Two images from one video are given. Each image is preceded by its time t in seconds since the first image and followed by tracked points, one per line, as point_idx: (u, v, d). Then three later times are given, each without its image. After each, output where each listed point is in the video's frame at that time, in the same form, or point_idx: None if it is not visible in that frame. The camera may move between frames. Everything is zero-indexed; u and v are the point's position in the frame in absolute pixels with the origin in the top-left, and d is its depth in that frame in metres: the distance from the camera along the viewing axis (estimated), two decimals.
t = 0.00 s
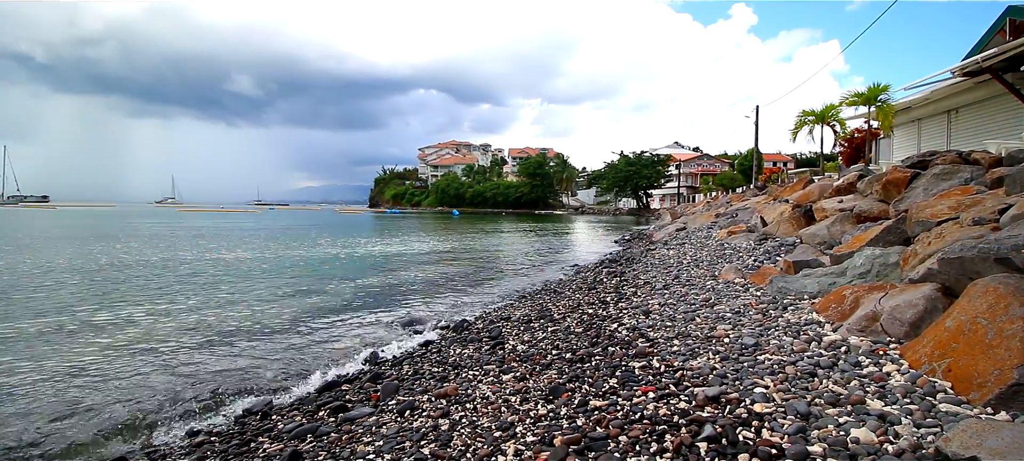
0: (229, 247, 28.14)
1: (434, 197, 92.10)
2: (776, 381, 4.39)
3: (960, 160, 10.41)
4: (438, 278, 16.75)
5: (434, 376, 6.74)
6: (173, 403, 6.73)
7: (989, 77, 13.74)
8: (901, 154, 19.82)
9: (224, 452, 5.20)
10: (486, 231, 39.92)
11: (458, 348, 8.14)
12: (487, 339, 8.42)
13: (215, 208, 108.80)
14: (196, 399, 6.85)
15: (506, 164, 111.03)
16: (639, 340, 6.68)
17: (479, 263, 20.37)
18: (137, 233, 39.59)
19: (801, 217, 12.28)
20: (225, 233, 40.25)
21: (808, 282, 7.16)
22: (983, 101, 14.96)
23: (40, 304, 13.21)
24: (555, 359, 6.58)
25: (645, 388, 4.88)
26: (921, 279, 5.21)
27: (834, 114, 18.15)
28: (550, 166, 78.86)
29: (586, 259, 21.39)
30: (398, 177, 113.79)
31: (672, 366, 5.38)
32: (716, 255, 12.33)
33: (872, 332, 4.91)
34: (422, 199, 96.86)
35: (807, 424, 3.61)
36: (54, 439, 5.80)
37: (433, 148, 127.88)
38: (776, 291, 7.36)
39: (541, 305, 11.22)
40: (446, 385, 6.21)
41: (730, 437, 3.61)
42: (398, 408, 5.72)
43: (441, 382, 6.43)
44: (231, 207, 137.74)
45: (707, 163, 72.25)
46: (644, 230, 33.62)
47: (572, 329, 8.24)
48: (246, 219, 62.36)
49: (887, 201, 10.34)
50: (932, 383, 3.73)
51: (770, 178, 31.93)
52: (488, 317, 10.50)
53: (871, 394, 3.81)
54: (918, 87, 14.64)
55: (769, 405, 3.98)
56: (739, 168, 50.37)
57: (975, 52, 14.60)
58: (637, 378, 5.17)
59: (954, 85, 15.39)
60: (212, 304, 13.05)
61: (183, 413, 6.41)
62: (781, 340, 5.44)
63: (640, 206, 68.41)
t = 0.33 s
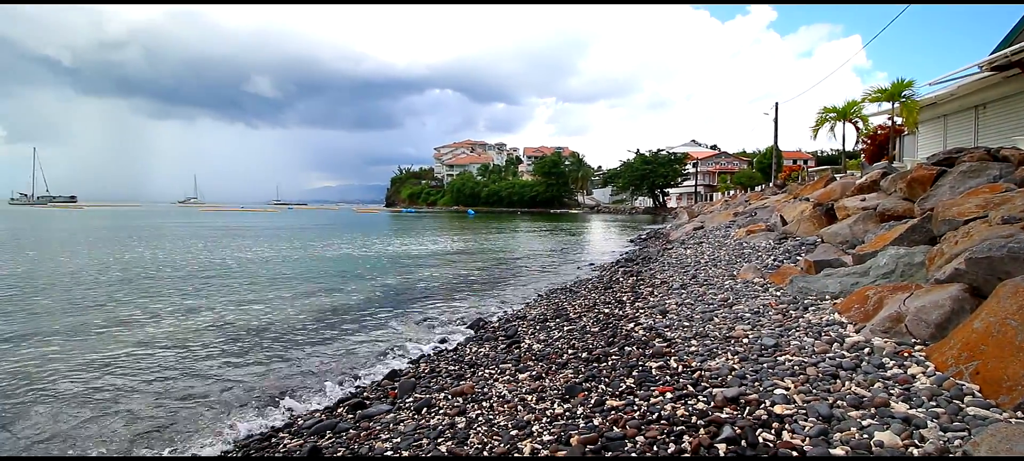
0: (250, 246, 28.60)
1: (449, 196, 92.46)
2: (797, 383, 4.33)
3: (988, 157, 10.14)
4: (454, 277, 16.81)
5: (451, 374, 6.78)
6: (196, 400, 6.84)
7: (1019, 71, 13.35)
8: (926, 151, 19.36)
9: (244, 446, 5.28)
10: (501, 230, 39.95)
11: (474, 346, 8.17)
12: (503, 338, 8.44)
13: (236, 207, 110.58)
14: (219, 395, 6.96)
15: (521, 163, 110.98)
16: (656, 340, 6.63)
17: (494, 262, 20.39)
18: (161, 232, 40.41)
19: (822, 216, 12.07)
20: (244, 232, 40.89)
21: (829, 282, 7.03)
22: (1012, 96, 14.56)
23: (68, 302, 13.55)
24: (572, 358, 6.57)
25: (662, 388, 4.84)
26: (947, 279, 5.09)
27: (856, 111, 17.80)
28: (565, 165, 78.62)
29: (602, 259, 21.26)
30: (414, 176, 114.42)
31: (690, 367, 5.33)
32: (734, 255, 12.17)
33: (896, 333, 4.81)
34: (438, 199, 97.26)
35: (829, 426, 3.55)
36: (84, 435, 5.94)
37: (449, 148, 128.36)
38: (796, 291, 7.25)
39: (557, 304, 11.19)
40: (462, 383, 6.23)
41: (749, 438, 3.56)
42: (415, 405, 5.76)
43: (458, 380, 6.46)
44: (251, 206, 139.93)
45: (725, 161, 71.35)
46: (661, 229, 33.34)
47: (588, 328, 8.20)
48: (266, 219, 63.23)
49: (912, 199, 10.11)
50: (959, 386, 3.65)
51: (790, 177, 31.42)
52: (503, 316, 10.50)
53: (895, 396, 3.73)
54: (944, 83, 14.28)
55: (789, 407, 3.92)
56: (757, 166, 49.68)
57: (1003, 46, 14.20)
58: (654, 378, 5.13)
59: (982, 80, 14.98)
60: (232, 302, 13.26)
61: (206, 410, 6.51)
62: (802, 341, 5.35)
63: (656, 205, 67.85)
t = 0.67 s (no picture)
0: (267, 244, 29.01)
1: (463, 194, 92.70)
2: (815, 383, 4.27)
3: (1015, 153, 9.88)
4: (467, 274, 16.85)
5: (464, 371, 6.81)
6: (217, 395, 6.94)
7: None
8: (949, 147, 18.93)
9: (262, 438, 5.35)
10: (514, 228, 39.94)
11: (488, 344, 8.19)
12: (516, 335, 8.45)
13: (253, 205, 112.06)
14: (239, 391, 7.06)
15: (535, 160, 110.85)
16: (670, 338, 6.59)
17: (507, 260, 20.40)
18: (180, 229, 41.12)
19: (841, 213, 11.88)
20: (261, 230, 41.47)
21: (849, 281, 6.92)
22: None
23: (92, 299, 13.86)
24: (586, 356, 6.55)
25: (677, 387, 4.81)
26: (971, 278, 4.98)
27: (877, 106, 17.46)
28: (579, 163, 78.33)
29: (616, 256, 21.15)
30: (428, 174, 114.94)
31: (706, 366, 5.28)
32: (751, 253, 12.03)
33: (918, 333, 4.71)
34: (452, 196, 97.57)
35: (848, 427, 3.51)
36: (109, 430, 6.08)
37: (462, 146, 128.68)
38: (815, 290, 7.15)
39: (570, 302, 11.17)
40: (476, 380, 6.26)
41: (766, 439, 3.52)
42: (430, 402, 5.79)
43: (472, 377, 6.48)
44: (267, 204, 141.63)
45: (741, 158, 70.45)
46: (675, 227, 33.08)
47: (602, 326, 8.18)
48: (282, 217, 63.97)
49: (935, 196, 9.90)
50: (983, 387, 3.58)
51: (808, 174, 30.97)
52: (517, 314, 10.50)
53: (917, 397, 3.67)
54: (968, 77, 13.95)
55: (808, 407, 3.87)
56: (774, 163, 49.05)
57: None
58: (669, 377, 5.10)
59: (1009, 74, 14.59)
60: (250, 299, 13.47)
61: (227, 405, 6.60)
62: (820, 340, 5.27)
63: (671, 202, 67.31)
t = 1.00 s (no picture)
0: (283, 241, 29.38)
1: (476, 192, 92.84)
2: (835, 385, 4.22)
3: None
4: (481, 272, 16.87)
5: (479, 368, 6.83)
6: (237, 390, 7.07)
7: None
8: (973, 143, 18.49)
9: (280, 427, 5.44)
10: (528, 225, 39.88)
11: (502, 341, 8.21)
12: (530, 333, 8.46)
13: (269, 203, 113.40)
14: (258, 386, 7.18)
15: (548, 158, 110.61)
16: (685, 336, 6.54)
17: (521, 258, 20.40)
18: (198, 227, 41.76)
19: (861, 211, 11.68)
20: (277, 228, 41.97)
21: (868, 279, 6.79)
22: None
23: (115, 296, 14.14)
24: (600, 354, 6.54)
25: (692, 386, 4.77)
26: (995, 277, 4.88)
27: (898, 101, 17.11)
28: (593, 160, 77.95)
29: (630, 254, 21.02)
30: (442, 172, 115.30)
31: (721, 365, 5.23)
32: (768, 251, 11.88)
33: (940, 333, 4.61)
34: (465, 194, 97.80)
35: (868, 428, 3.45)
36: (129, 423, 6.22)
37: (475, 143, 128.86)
38: (833, 289, 7.03)
39: (584, 299, 11.15)
40: (490, 377, 6.28)
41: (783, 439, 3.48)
42: (444, 398, 5.83)
43: (486, 374, 6.50)
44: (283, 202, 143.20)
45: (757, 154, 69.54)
46: (690, 225, 32.79)
47: (616, 324, 8.15)
48: (299, 215, 64.65)
49: (958, 193, 9.68)
50: (1008, 388, 3.56)
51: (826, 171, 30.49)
52: (530, 312, 10.50)
53: (939, 398, 3.61)
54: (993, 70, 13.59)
55: (826, 408, 3.83)
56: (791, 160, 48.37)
57: None
58: (684, 376, 5.07)
59: None
60: (266, 296, 13.63)
61: (247, 399, 6.72)
62: (839, 340, 5.19)
63: (686, 200, 66.72)
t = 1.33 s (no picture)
0: (298, 239, 29.61)
1: (490, 190, 92.83)
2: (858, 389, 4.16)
3: None
4: (495, 270, 16.87)
5: (493, 365, 6.85)
6: (258, 387, 7.18)
7: None
8: (1000, 139, 18.02)
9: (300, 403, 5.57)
10: (541, 224, 39.81)
11: (518, 339, 8.22)
12: (544, 331, 8.45)
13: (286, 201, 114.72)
14: (278, 383, 7.28)
15: (562, 156, 110.20)
16: (701, 335, 6.49)
17: (535, 256, 20.34)
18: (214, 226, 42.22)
19: (882, 208, 11.45)
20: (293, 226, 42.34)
21: (890, 279, 6.65)
22: None
23: (134, 294, 14.34)
24: (615, 353, 6.51)
25: (709, 386, 4.75)
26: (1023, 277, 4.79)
27: (921, 95, 16.73)
28: (607, 158, 77.47)
29: (646, 252, 20.84)
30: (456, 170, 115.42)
31: (739, 364, 5.19)
32: (787, 249, 11.72)
33: (965, 333, 4.55)
34: (479, 192, 97.85)
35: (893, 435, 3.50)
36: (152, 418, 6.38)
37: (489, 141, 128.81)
38: (854, 288, 6.90)
39: (599, 298, 11.09)
40: (505, 375, 6.29)
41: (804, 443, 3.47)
42: (459, 395, 5.86)
43: (500, 372, 6.52)
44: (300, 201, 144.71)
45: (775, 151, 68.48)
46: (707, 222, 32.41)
47: (631, 322, 8.10)
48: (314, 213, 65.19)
49: (985, 190, 9.45)
50: None
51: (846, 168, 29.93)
52: (545, 309, 10.54)
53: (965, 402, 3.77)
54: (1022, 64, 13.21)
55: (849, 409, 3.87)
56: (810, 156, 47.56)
57: None
58: (700, 375, 5.04)
59: None
60: (283, 293, 13.78)
61: (267, 395, 6.82)
62: (860, 340, 5.11)
63: (701, 197, 65.99)
